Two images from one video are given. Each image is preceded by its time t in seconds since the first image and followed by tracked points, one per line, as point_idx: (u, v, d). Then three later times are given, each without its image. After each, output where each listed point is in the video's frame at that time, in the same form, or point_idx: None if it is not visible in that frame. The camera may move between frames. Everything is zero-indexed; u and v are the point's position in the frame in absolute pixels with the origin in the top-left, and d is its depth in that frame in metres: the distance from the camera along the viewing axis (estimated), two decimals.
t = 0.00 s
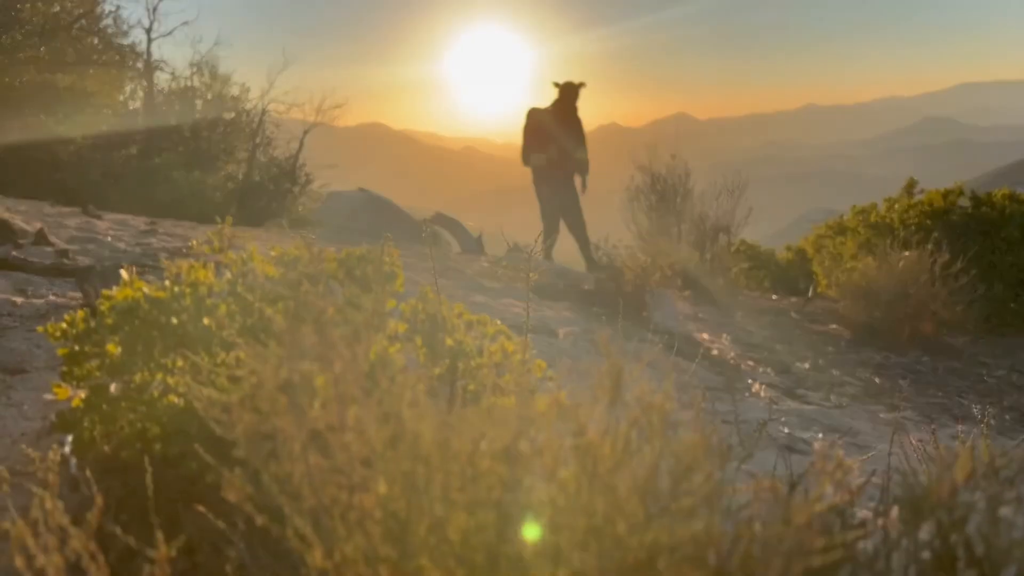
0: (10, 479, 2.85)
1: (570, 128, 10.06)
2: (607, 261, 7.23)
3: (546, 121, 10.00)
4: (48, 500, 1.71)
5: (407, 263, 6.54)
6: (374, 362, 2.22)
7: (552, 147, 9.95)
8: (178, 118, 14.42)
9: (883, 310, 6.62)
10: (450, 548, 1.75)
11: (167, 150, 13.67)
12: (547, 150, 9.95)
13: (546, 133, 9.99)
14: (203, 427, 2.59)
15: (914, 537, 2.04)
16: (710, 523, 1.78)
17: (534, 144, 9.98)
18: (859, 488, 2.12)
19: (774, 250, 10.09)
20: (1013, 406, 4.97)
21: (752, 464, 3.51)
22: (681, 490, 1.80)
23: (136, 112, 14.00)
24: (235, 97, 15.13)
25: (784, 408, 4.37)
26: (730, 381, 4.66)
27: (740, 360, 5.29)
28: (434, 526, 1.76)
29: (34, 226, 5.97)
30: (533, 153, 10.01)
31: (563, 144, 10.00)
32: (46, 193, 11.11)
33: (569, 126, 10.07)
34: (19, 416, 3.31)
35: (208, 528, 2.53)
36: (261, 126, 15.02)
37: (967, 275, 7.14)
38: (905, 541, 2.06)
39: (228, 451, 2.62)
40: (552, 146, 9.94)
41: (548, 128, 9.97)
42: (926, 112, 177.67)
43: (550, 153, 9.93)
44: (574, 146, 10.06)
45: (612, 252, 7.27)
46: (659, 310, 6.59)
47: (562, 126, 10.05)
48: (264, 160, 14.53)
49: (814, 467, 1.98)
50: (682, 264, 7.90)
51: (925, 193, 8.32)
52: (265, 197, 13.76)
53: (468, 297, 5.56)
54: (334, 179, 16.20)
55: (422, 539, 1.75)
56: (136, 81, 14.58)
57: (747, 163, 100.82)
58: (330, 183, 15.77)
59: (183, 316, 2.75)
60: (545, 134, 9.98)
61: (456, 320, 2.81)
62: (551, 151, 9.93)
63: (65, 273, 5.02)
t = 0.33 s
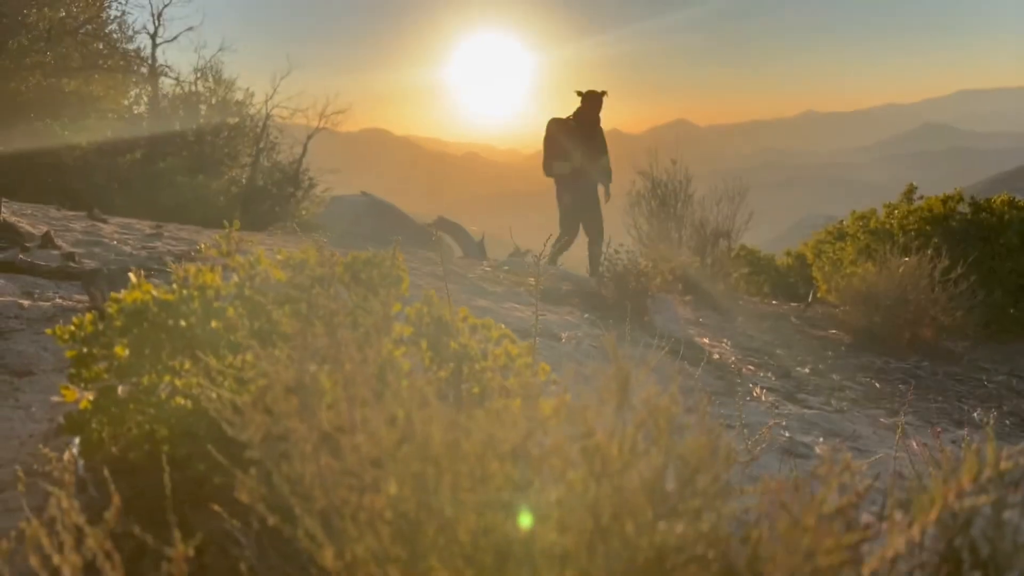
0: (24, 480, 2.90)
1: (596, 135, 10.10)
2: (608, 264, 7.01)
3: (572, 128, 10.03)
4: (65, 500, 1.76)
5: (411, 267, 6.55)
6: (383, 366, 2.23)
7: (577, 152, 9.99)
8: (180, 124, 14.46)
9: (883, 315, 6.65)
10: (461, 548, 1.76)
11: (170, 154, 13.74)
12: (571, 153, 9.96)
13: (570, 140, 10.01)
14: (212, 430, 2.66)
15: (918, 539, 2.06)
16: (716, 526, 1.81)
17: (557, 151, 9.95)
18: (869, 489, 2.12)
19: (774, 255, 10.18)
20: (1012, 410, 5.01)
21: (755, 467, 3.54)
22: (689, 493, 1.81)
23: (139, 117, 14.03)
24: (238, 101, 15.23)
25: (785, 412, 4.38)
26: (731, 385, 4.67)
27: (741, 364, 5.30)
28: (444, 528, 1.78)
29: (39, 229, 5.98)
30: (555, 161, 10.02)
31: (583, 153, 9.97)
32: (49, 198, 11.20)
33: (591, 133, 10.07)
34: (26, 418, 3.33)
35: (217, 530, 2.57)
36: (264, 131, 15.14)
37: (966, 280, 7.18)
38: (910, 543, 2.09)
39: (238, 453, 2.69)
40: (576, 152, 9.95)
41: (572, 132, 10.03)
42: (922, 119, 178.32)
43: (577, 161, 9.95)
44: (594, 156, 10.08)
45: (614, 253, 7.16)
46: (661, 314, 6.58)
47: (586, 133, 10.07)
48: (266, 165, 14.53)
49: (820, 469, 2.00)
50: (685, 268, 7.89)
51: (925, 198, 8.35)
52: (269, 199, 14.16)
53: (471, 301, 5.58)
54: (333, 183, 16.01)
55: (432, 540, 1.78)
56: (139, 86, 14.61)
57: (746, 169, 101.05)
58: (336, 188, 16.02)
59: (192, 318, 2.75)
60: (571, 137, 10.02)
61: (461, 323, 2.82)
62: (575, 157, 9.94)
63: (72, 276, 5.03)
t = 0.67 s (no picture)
0: (23, 483, 2.89)
1: (616, 140, 10.00)
2: (609, 270, 6.95)
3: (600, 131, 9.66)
4: (65, 505, 1.75)
5: (410, 272, 6.54)
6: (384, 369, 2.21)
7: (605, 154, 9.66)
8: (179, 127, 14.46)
9: (884, 320, 6.64)
10: (461, 554, 1.75)
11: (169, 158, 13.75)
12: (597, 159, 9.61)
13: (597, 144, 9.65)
14: (212, 433, 2.66)
15: (921, 545, 2.05)
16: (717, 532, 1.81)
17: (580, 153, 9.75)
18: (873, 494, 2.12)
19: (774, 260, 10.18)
20: (1013, 417, 5.00)
21: (755, 474, 3.53)
22: (693, 499, 1.79)
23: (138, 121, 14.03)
24: (237, 105, 15.30)
25: (786, 418, 4.37)
26: (732, 391, 4.66)
27: (742, 370, 5.29)
28: (444, 533, 1.77)
29: (38, 233, 5.97)
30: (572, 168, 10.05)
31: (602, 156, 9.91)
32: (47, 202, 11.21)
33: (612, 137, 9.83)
34: (24, 422, 3.31)
35: (216, 535, 2.56)
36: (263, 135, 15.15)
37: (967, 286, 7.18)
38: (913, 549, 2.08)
39: (237, 458, 2.68)
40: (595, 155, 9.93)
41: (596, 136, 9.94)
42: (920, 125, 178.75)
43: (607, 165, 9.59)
44: (602, 161, 10.04)
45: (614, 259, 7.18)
46: (661, 319, 6.56)
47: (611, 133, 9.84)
48: (265, 169, 14.54)
49: (822, 475, 2.00)
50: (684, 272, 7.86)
51: (926, 204, 8.34)
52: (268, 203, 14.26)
53: (471, 306, 5.57)
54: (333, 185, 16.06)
55: (432, 544, 1.78)
56: (138, 89, 14.61)
57: (745, 174, 101.13)
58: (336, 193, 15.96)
59: (192, 323, 2.74)
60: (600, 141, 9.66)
61: (461, 328, 2.80)
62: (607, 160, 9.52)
63: (71, 280, 5.02)
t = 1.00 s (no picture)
0: (19, 488, 2.88)
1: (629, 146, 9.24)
2: (608, 278, 6.92)
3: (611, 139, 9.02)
4: (61, 509, 1.75)
5: (408, 277, 6.51)
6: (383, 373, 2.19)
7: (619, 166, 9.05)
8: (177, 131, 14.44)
9: (882, 325, 6.64)
10: (459, 558, 1.76)
11: (166, 162, 13.67)
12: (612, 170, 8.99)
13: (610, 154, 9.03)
14: (209, 437, 2.67)
15: (917, 550, 2.05)
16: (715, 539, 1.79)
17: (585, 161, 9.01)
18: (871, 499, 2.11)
19: (773, 265, 10.18)
20: (1011, 423, 5.00)
21: (753, 480, 3.53)
22: (689, 504, 1.78)
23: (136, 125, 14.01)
24: (235, 109, 15.17)
25: (784, 423, 4.37)
26: (730, 396, 4.65)
27: (740, 375, 5.28)
28: (441, 538, 1.76)
29: (36, 237, 5.96)
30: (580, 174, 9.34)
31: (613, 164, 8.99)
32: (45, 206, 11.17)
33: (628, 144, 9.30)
34: (20, 427, 3.30)
35: (211, 540, 2.55)
36: (262, 139, 15.13)
37: (965, 291, 7.18)
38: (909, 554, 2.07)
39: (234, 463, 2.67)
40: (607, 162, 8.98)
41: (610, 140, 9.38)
42: (918, 129, 178.97)
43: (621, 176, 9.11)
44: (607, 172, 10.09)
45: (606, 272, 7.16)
46: (660, 324, 6.55)
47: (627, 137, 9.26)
48: (264, 173, 14.52)
49: (818, 479, 2.00)
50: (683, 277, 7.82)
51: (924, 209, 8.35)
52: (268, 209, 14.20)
53: (469, 311, 5.56)
54: (331, 189, 16.05)
55: (428, 550, 1.75)
56: (137, 93, 14.60)
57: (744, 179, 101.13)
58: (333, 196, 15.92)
59: (189, 327, 2.73)
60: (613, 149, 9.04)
61: (458, 333, 2.80)
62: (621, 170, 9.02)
63: (68, 284, 5.02)
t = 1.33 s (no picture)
0: (11, 494, 2.85)
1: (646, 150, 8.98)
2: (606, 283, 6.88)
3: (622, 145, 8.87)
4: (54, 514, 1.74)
5: (404, 280, 6.46)
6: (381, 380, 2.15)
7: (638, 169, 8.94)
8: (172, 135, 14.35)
9: (881, 329, 6.60)
10: (455, 566, 1.73)
11: (161, 165, 13.77)
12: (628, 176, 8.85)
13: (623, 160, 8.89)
14: (204, 442, 2.60)
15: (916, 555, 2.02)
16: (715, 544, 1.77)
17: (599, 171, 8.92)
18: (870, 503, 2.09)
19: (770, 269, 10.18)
20: (1010, 427, 4.98)
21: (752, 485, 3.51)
22: (688, 509, 1.76)
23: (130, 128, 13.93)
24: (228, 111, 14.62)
25: (782, 428, 4.35)
26: (727, 401, 4.63)
27: (738, 380, 5.25)
28: (437, 543, 1.74)
29: (27, 240, 5.91)
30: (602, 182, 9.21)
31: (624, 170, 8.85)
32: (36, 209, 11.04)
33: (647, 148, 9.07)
34: (11, 432, 3.26)
35: (205, 548, 2.54)
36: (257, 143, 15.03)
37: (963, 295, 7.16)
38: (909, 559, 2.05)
39: (226, 469, 2.63)
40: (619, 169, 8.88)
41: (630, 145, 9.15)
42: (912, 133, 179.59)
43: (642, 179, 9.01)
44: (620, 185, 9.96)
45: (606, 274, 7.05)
46: (658, 328, 6.51)
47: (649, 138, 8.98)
48: (259, 176, 14.44)
49: (817, 484, 1.98)
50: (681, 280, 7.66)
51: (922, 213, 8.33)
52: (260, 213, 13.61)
53: (466, 315, 5.51)
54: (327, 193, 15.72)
55: (424, 556, 1.73)
56: (131, 96, 14.53)
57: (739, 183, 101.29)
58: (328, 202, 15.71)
59: (182, 332, 2.70)
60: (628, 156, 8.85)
61: (454, 338, 2.77)
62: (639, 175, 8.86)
63: (59, 288, 4.97)
